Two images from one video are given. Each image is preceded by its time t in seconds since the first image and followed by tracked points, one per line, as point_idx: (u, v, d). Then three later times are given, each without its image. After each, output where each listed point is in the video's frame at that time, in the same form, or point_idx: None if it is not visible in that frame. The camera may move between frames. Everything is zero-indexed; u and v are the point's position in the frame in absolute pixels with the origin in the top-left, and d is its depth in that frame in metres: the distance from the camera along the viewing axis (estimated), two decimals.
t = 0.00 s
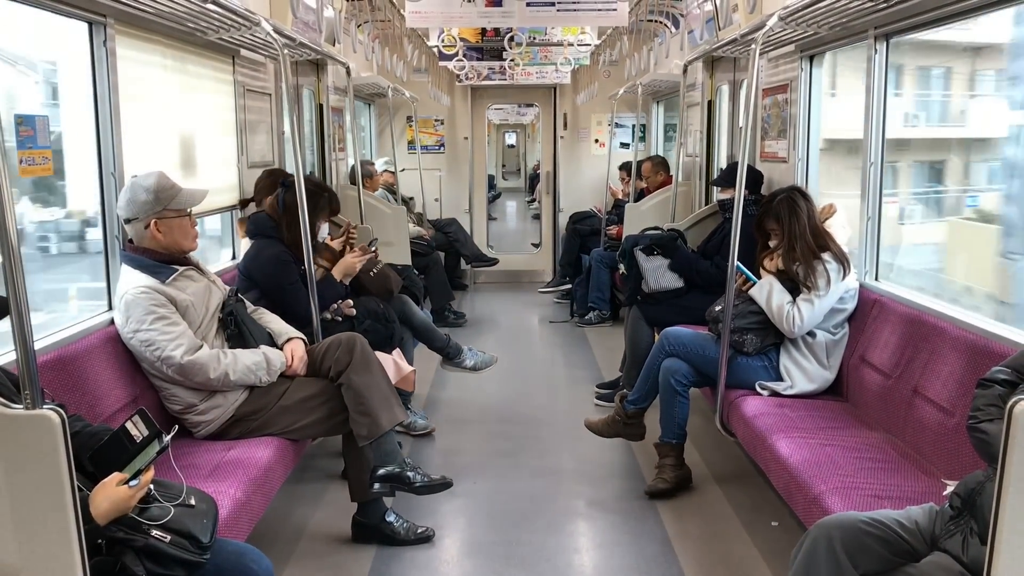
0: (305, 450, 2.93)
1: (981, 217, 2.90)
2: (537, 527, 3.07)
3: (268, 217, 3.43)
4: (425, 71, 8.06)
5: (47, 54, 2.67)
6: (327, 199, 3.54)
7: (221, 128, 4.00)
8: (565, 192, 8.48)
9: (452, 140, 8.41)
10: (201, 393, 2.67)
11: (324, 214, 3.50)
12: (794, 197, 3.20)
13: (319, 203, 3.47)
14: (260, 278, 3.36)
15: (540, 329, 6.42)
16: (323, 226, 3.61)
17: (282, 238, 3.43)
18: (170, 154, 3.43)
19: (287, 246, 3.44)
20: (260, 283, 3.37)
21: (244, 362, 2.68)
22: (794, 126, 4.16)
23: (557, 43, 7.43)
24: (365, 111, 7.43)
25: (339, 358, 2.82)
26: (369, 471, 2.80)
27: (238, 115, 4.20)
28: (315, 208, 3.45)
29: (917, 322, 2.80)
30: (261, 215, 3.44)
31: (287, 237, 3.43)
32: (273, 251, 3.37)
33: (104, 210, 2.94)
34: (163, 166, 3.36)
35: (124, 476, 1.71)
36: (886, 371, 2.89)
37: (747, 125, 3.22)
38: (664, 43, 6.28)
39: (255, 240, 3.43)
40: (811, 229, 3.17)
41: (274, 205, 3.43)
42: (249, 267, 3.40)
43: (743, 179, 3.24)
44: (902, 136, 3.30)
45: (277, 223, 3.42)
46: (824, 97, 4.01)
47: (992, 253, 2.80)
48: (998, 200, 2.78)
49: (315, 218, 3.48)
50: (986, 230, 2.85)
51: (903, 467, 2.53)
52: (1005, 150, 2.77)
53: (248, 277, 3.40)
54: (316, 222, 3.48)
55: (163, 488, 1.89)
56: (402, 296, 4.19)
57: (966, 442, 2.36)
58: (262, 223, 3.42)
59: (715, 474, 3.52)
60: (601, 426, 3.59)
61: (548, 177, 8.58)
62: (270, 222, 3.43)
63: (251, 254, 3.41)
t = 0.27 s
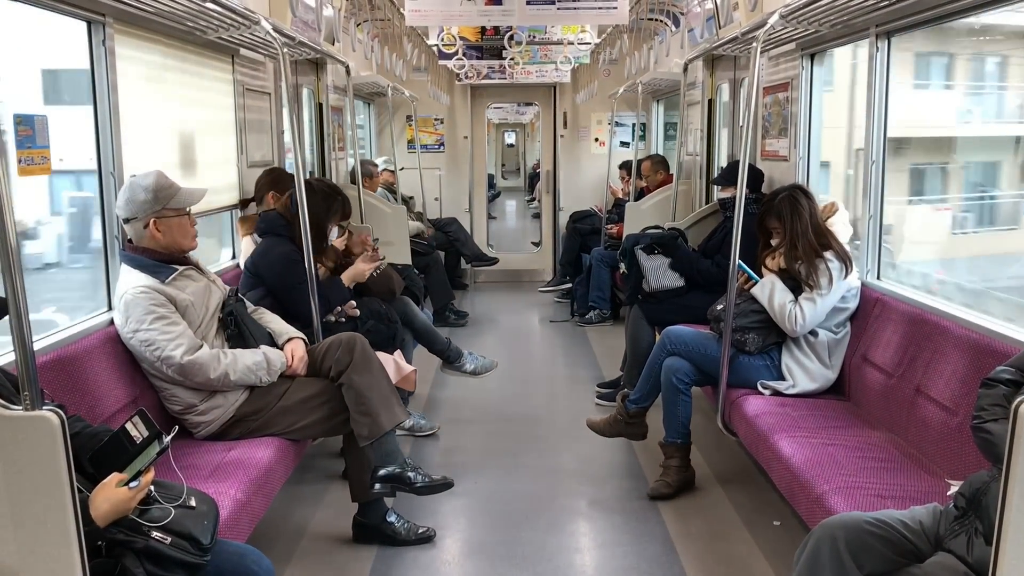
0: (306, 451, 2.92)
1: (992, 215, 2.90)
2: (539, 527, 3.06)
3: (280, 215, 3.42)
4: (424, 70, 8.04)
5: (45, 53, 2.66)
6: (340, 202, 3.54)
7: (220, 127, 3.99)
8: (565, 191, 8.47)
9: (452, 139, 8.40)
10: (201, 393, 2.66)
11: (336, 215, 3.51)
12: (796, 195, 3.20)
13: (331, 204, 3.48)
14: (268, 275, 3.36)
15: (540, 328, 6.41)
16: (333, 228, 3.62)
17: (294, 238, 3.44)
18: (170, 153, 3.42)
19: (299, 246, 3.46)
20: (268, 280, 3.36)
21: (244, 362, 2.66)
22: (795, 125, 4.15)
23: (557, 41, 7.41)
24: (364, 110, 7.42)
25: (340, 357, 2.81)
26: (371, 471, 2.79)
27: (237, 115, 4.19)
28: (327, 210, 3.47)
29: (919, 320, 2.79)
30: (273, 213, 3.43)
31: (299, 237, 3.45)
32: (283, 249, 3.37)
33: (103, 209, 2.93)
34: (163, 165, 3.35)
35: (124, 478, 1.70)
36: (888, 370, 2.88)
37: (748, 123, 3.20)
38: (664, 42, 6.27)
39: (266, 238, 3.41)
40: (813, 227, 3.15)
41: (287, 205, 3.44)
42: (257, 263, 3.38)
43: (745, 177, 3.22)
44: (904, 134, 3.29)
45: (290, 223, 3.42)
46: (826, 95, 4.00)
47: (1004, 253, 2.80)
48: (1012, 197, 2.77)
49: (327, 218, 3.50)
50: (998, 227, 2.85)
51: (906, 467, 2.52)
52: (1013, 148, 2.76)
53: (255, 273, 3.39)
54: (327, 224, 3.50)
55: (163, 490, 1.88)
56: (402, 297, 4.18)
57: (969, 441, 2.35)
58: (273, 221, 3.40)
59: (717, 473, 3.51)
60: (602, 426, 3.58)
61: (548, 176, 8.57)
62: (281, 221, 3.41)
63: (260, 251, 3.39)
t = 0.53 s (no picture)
0: (305, 450, 2.92)
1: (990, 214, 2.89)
2: (539, 526, 3.05)
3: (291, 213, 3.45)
4: (424, 69, 8.03)
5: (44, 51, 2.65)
6: (351, 205, 3.57)
7: (220, 126, 3.99)
8: (565, 189, 8.46)
9: (452, 138, 8.39)
10: (200, 393, 2.66)
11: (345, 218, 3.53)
12: (805, 189, 3.19)
13: (341, 207, 3.50)
14: (275, 273, 3.36)
15: (540, 327, 6.40)
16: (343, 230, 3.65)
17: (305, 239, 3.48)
18: (169, 152, 3.41)
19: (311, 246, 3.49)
20: (274, 278, 3.37)
21: (243, 361, 2.66)
22: (795, 124, 4.15)
23: (557, 40, 7.53)
24: (364, 108, 7.41)
25: (339, 357, 2.80)
26: (371, 470, 2.79)
27: (237, 113, 4.18)
28: (336, 212, 3.49)
29: (920, 320, 2.79)
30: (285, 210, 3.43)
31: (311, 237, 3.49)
32: (293, 248, 3.37)
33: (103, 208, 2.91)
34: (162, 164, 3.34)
35: (124, 477, 1.70)
36: (889, 369, 2.88)
37: (749, 122, 3.20)
38: (664, 40, 6.26)
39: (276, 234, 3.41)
40: (819, 223, 3.15)
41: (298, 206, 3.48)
42: (265, 259, 3.38)
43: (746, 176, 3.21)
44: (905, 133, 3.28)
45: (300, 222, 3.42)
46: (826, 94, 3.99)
47: (1003, 250, 2.79)
48: (1011, 196, 2.77)
49: (337, 219, 3.52)
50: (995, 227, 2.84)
51: (906, 466, 2.52)
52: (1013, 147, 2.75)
53: (262, 270, 3.39)
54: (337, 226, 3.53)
55: (163, 489, 1.88)
56: (403, 296, 4.17)
57: (970, 440, 2.35)
58: (283, 219, 3.40)
59: (717, 472, 3.51)
60: (602, 425, 3.58)
61: (548, 175, 8.56)
62: (291, 218, 3.41)
63: (269, 247, 3.39)
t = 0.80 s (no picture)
0: (307, 448, 2.94)
1: (989, 213, 2.91)
2: (538, 523, 3.07)
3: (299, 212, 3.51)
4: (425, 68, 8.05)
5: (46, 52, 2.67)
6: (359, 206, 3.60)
7: (221, 126, 4.00)
8: (565, 189, 8.48)
9: (453, 137, 8.42)
10: (202, 391, 2.68)
11: (352, 220, 3.57)
12: (812, 182, 3.22)
13: (349, 209, 3.54)
14: (280, 274, 3.37)
15: (540, 326, 6.42)
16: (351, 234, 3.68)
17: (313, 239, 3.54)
18: (171, 152, 3.43)
19: (319, 246, 3.54)
20: (279, 279, 3.38)
21: (245, 360, 2.68)
22: (794, 123, 4.16)
23: (557, 39, 7.59)
24: (365, 108, 7.43)
25: (340, 356, 2.82)
26: (372, 467, 2.80)
27: (238, 113, 4.20)
28: (343, 214, 3.53)
29: (917, 318, 2.81)
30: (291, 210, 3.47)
31: (320, 238, 3.54)
32: (296, 249, 3.39)
33: (105, 206, 2.94)
34: (164, 164, 3.37)
35: (128, 473, 1.71)
36: (887, 367, 2.90)
37: (748, 121, 3.21)
38: (664, 40, 6.27)
39: (282, 232, 3.43)
40: (826, 218, 3.18)
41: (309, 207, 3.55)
42: (268, 259, 3.40)
43: (745, 175, 3.22)
44: (903, 134, 3.31)
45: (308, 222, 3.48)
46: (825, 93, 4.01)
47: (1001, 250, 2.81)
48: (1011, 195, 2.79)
49: (343, 221, 3.55)
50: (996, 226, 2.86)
51: (904, 463, 2.54)
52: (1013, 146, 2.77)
53: (267, 269, 3.41)
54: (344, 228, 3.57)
55: (166, 486, 1.90)
56: (405, 297, 4.19)
57: (967, 437, 2.37)
58: (290, 218, 3.42)
59: (716, 470, 3.53)
60: (602, 423, 3.60)
61: (548, 174, 8.58)
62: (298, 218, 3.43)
63: (274, 247, 3.41)
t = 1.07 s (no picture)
0: (308, 447, 2.95)
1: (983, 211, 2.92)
2: (538, 521, 3.09)
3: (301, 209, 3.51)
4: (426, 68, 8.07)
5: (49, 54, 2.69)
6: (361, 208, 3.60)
7: (222, 126, 4.02)
8: (566, 188, 8.49)
9: (453, 137, 8.43)
10: (203, 391, 2.70)
11: (353, 221, 3.57)
12: (810, 179, 3.24)
13: (350, 210, 3.54)
14: (282, 275, 3.39)
15: (541, 325, 6.43)
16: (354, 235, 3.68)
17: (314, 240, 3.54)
18: (173, 153, 3.45)
19: (320, 247, 3.54)
20: (281, 280, 3.40)
21: (246, 360, 2.69)
22: (793, 122, 4.17)
23: (557, 39, 7.59)
24: (366, 108, 7.44)
25: (341, 355, 2.83)
26: (373, 466, 2.82)
27: (240, 113, 4.21)
28: (343, 215, 3.53)
29: (915, 316, 2.82)
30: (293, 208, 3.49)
31: (322, 239, 3.54)
32: (298, 250, 3.40)
33: (107, 207, 2.96)
34: (166, 164, 3.38)
35: (130, 472, 1.73)
36: (885, 365, 2.91)
37: (748, 120, 3.21)
38: (664, 39, 6.28)
39: (286, 232, 3.45)
40: (826, 215, 3.21)
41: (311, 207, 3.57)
42: (269, 259, 3.42)
43: (744, 173, 3.21)
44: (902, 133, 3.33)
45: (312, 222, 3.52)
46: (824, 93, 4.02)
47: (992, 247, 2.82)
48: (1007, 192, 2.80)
49: (345, 223, 3.55)
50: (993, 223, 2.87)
51: (901, 460, 2.55)
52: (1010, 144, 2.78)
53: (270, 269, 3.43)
54: (347, 230, 3.57)
55: (168, 484, 1.92)
56: (405, 296, 4.21)
57: (964, 434, 2.38)
58: (292, 219, 3.44)
59: (716, 467, 3.54)
60: (602, 422, 3.61)
61: (549, 173, 8.58)
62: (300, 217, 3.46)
63: (276, 248, 3.42)
